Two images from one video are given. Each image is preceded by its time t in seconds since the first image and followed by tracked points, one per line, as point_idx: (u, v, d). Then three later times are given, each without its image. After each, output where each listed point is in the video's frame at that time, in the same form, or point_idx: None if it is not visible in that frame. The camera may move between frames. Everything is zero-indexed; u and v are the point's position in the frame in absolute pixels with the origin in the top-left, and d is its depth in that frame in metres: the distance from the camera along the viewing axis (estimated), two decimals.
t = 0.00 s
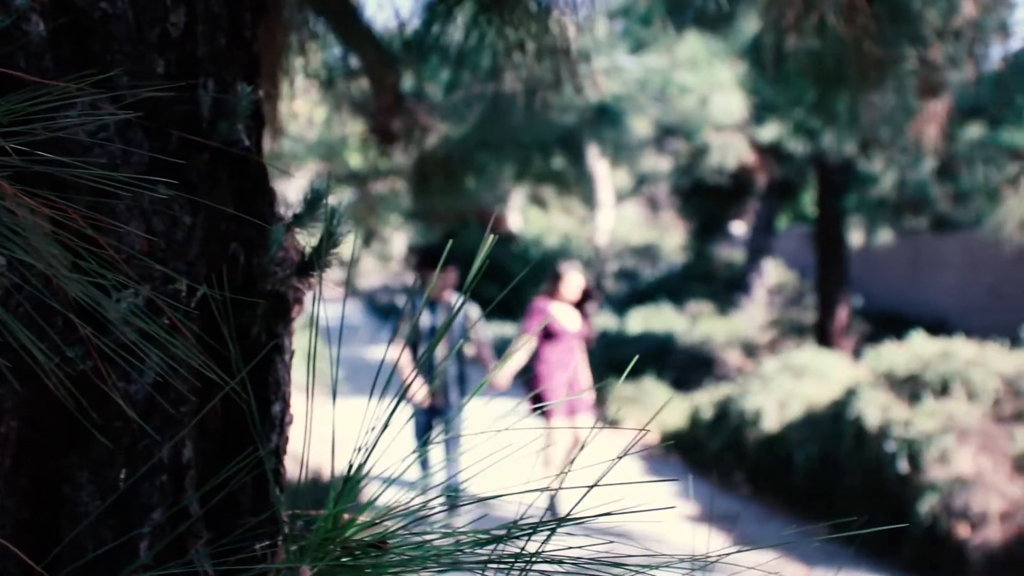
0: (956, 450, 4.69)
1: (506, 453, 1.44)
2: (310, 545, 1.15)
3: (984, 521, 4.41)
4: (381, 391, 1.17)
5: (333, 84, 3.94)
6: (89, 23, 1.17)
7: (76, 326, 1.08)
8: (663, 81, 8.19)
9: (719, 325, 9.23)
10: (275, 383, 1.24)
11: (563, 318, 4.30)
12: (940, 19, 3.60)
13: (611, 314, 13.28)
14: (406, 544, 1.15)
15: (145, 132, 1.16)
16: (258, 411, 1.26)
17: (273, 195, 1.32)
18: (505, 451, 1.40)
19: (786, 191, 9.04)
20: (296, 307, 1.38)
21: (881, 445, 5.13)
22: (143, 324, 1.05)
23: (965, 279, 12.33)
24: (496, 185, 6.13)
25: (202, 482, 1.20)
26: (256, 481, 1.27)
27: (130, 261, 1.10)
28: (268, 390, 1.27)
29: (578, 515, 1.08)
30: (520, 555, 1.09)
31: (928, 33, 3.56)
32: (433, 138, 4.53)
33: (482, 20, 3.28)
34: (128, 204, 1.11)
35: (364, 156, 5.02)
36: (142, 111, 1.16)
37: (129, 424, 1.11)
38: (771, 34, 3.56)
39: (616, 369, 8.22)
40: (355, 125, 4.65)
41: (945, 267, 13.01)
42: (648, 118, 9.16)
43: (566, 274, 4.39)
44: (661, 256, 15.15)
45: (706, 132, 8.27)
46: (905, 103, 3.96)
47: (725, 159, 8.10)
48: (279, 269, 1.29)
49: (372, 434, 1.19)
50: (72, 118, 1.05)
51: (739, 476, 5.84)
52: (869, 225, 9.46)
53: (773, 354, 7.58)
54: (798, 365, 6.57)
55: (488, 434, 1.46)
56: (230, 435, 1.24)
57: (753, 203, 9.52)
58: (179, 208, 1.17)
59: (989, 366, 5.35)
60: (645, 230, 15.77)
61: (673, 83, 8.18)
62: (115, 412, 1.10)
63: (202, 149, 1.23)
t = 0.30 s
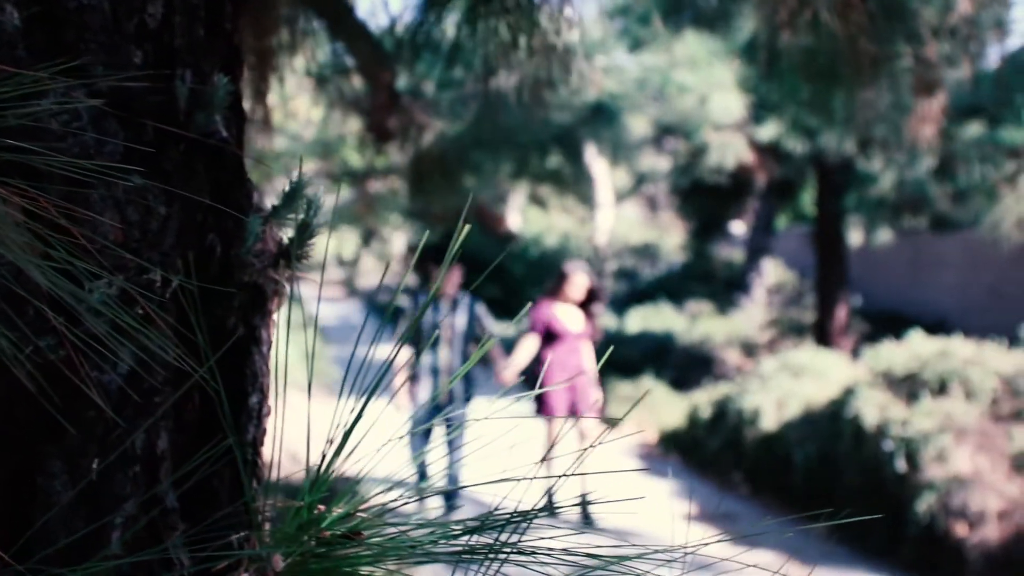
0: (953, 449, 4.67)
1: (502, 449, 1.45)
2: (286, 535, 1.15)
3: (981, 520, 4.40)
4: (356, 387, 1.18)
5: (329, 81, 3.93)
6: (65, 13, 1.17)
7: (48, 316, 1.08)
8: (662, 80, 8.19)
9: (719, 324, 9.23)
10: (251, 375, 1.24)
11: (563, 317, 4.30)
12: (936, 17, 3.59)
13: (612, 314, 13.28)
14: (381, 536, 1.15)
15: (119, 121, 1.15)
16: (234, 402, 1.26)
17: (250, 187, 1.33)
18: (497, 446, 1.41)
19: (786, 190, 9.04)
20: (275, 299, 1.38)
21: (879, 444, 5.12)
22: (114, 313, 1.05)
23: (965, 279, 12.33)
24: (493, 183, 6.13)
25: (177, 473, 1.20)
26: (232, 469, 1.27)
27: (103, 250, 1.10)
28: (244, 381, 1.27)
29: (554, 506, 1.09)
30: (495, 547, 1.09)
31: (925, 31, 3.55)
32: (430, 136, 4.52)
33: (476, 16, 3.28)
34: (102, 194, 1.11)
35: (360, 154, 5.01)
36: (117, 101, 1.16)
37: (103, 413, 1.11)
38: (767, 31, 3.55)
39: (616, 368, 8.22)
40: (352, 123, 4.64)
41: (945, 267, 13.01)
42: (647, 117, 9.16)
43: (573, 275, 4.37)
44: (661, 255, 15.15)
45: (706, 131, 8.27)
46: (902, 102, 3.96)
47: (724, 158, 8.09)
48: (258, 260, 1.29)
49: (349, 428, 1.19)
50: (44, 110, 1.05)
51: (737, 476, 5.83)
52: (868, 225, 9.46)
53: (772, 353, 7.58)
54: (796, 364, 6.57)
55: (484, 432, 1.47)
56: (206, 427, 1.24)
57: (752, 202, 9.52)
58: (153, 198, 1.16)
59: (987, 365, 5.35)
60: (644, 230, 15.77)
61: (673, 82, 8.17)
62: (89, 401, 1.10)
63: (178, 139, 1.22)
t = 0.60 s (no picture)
0: (951, 448, 4.66)
1: (498, 441, 1.48)
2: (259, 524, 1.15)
3: (979, 519, 4.38)
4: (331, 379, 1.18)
5: (323, 78, 3.91)
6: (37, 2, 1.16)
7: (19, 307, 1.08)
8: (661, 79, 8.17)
9: (718, 322, 9.22)
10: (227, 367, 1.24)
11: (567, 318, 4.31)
12: (932, 14, 3.59)
13: (612, 313, 13.26)
14: (354, 526, 1.15)
15: (93, 111, 1.15)
16: (211, 393, 1.26)
17: (229, 178, 1.32)
18: (490, 439, 1.43)
19: (784, 188, 9.03)
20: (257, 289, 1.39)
21: (876, 443, 5.10)
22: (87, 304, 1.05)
23: (964, 278, 12.33)
24: (489, 180, 6.11)
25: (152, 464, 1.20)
26: (207, 462, 1.27)
27: (76, 240, 1.10)
28: (220, 373, 1.27)
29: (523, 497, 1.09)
30: (465, 537, 1.10)
31: (920, 27, 3.54)
32: (426, 133, 4.50)
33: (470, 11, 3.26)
34: (75, 182, 1.11)
35: (356, 151, 4.99)
36: (90, 91, 1.15)
37: (76, 403, 1.11)
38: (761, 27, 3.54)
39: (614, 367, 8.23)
40: (349, 120, 4.63)
41: (943, 265, 13.01)
42: (646, 116, 9.16)
43: (576, 276, 4.36)
44: (660, 255, 15.19)
45: (704, 129, 8.26)
46: (898, 99, 3.94)
47: (723, 156, 8.08)
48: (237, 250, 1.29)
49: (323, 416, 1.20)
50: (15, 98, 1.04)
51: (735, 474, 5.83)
52: (869, 223, 9.45)
53: (771, 352, 7.57)
54: (794, 362, 6.56)
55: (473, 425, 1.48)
56: (182, 418, 1.24)
57: (751, 200, 9.51)
58: (128, 188, 1.16)
59: (984, 363, 5.34)
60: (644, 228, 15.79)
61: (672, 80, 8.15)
62: (63, 391, 1.10)
63: (154, 130, 1.22)
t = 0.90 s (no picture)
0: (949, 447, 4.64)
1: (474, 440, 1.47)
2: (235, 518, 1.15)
3: (975, 519, 4.37)
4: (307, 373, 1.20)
5: (317, 77, 3.90)
6: None
7: None
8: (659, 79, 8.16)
9: (716, 322, 9.22)
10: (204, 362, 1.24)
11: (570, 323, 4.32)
12: (927, 12, 3.56)
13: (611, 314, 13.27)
14: (328, 519, 1.15)
15: (67, 104, 1.15)
16: (188, 387, 1.25)
17: (208, 174, 1.32)
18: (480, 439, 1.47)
19: (782, 188, 9.02)
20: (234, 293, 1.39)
21: (872, 442, 5.08)
22: (59, 296, 1.04)
23: (962, 277, 12.32)
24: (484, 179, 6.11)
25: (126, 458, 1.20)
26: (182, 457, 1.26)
27: (50, 232, 1.09)
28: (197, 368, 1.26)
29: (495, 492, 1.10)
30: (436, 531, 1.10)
31: (913, 23, 3.52)
32: (421, 132, 4.48)
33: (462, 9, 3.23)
34: (47, 175, 1.10)
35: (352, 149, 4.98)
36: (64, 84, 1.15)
37: (47, 396, 1.10)
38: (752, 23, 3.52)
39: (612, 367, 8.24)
40: (344, 118, 4.62)
41: (941, 265, 12.99)
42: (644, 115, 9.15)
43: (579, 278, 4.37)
44: (658, 255, 15.20)
45: (702, 129, 8.25)
46: (893, 98, 3.92)
47: (721, 156, 8.07)
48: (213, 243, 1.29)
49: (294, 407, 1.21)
50: None
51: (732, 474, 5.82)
52: (867, 223, 9.44)
53: (768, 352, 7.56)
54: (791, 362, 6.56)
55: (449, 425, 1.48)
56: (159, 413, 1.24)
57: (749, 199, 9.50)
58: (102, 181, 1.16)
59: (982, 362, 5.32)
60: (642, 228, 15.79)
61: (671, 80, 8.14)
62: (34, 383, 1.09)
63: (129, 123, 1.22)
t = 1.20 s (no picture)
0: (943, 447, 4.63)
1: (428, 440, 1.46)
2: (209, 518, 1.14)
3: (969, 519, 4.37)
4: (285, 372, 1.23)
5: (310, 76, 3.89)
6: None
7: None
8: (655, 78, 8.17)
9: (711, 322, 9.25)
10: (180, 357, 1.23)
11: (570, 322, 4.33)
12: (920, 12, 3.56)
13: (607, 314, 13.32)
14: (300, 516, 1.15)
15: (39, 98, 1.15)
16: (162, 382, 1.25)
17: (186, 169, 1.32)
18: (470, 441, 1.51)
19: (778, 187, 9.04)
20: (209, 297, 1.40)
21: (867, 442, 5.07)
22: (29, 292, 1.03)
23: (957, 277, 12.34)
24: (478, 179, 6.12)
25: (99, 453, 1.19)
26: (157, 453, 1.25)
27: (21, 226, 1.09)
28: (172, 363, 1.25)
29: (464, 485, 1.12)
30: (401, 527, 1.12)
31: (905, 22, 3.51)
32: (414, 131, 4.49)
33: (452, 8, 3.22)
34: (18, 168, 1.10)
35: (346, 148, 4.98)
36: (36, 78, 1.15)
37: (18, 392, 1.10)
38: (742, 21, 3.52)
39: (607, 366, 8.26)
40: (338, 118, 4.62)
41: (936, 265, 13.00)
42: (640, 115, 9.16)
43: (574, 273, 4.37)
44: (654, 255, 15.29)
45: (696, 128, 8.26)
46: (886, 98, 3.92)
47: (716, 155, 8.08)
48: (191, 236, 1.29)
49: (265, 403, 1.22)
50: None
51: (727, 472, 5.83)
52: (861, 222, 9.46)
53: (763, 352, 7.57)
54: (785, 362, 6.57)
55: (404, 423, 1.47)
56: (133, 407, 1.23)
57: (744, 199, 9.51)
58: (74, 177, 1.16)
59: (976, 362, 5.32)
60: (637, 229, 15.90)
61: (666, 79, 8.15)
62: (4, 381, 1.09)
63: (103, 118, 1.22)
